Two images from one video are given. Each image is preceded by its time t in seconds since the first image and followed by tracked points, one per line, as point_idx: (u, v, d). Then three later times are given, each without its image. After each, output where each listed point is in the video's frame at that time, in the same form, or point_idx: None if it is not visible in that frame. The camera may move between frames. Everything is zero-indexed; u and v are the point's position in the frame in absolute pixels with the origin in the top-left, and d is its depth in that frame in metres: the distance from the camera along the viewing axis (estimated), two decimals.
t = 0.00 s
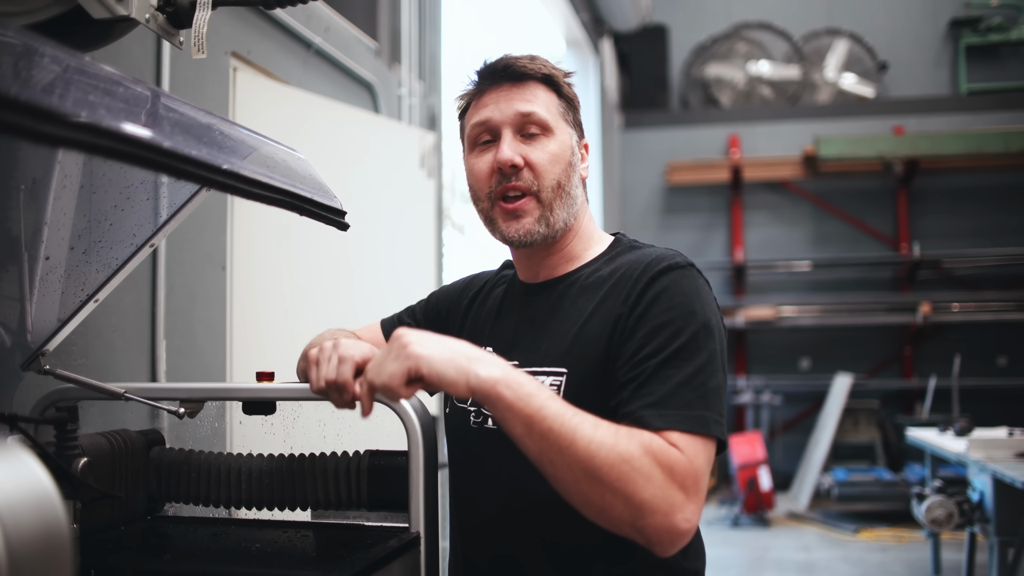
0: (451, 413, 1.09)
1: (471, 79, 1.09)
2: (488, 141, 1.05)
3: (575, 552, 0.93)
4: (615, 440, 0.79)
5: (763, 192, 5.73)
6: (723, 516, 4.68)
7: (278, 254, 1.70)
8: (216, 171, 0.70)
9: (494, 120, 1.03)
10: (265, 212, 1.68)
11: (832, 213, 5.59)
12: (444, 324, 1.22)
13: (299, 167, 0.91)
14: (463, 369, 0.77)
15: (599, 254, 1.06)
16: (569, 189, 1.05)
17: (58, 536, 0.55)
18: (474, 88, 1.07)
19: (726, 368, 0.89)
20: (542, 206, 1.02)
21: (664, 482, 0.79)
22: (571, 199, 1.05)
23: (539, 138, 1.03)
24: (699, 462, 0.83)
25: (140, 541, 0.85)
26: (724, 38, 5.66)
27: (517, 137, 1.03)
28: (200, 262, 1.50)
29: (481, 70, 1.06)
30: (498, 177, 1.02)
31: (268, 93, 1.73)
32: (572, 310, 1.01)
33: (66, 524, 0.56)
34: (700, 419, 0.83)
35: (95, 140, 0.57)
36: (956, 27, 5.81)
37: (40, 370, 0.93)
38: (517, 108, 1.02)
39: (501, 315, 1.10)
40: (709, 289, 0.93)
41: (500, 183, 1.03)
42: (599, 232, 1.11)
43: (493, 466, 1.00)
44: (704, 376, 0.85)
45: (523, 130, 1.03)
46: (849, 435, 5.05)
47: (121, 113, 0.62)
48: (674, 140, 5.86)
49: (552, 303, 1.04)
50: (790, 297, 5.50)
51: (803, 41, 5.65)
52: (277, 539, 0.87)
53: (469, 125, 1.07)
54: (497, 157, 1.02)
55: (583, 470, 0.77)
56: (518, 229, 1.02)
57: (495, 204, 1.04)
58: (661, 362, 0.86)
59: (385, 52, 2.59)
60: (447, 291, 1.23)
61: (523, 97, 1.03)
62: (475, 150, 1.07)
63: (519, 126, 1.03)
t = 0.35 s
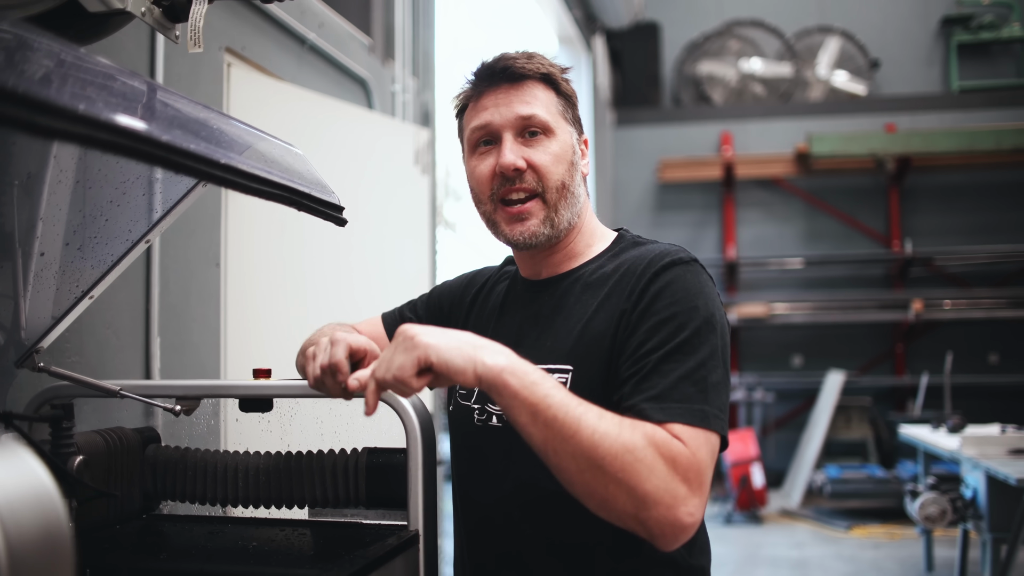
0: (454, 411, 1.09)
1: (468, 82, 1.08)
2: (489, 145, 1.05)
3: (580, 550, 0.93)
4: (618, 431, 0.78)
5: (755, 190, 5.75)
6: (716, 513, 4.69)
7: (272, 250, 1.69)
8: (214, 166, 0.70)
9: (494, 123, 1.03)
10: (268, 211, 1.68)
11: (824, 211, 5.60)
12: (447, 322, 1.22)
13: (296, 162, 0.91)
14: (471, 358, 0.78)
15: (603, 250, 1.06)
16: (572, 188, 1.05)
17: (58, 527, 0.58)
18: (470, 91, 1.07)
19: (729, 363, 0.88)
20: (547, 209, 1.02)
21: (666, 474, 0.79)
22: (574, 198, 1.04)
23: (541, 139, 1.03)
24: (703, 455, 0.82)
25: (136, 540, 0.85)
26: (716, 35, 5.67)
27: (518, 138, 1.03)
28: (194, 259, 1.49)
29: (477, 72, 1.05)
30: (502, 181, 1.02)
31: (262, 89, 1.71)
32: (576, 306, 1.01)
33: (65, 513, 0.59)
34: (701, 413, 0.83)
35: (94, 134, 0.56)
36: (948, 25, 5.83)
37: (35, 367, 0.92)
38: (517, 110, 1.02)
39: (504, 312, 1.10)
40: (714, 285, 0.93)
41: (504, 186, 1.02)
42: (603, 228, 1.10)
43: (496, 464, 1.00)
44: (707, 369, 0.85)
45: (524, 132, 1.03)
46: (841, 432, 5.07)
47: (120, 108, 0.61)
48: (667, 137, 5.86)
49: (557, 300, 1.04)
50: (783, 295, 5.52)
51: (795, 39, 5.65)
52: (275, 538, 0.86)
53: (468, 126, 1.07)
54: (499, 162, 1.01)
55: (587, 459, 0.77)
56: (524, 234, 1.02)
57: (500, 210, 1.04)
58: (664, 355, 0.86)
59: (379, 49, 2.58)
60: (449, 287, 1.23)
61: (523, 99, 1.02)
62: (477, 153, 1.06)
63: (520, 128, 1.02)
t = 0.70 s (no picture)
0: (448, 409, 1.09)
1: (460, 76, 1.09)
2: (479, 138, 1.05)
3: (571, 550, 0.94)
4: (607, 448, 0.79)
5: (742, 188, 5.78)
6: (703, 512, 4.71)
7: (262, 248, 1.68)
8: (210, 163, 0.69)
9: (484, 117, 1.03)
10: (266, 210, 1.69)
11: (810, 210, 5.64)
12: (441, 320, 1.23)
13: (289, 158, 0.90)
14: (455, 389, 0.78)
15: (592, 249, 1.06)
16: (560, 184, 1.05)
17: (60, 533, 0.60)
18: (462, 84, 1.07)
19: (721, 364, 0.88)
20: (533, 201, 1.02)
21: (660, 488, 0.80)
22: (562, 194, 1.04)
23: (530, 133, 1.03)
24: (697, 463, 0.83)
25: (128, 540, 0.84)
26: (703, 34, 5.69)
27: (508, 132, 1.03)
28: (183, 257, 1.48)
29: (470, 66, 1.05)
30: (490, 174, 1.02)
31: (252, 87, 1.70)
32: (566, 307, 1.01)
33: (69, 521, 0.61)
34: (695, 420, 0.83)
35: (90, 129, 0.56)
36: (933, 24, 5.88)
37: (25, 366, 0.91)
38: (507, 104, 1.02)
39: (496, 311, 1.10)
40: (704, 284, 0.93)
41: (492, 179, 1.02)
42: (593, 225, 1.11)
43: (489, 464, 1.01)
44: (699, 374, 0.85)
45: (513, 126, 1.03)
46: (827, 430, 5.11)
47: (116, 105, 0.60)
48: (654, 136, 5.88)
49: (547, 299, 1.04)
50: (769, 293, 5.55)
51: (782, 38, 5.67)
52: (269, 538, 0.86)
53: (459, 120, 1.07)
54: (488, 155, 1.01)
55: (578, 479, 0.78)
56: (511, 226, 1.02)
57: (488, 200, 1.04)
58: (654, 362, 0.86)
59: (367, 45, 2.56)
60: (442, 286, 1.24)
61: (513, 93, 1.02)
62: (466, 147, 1.06)
63: (509, 122, 1.03)
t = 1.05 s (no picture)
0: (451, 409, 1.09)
1: (477, 71, 1.08)
2: (489, 140, 1.05)
3: (572, 550, 0.94)
4: (621, 480, 0.80)
5: (731, 189, 5.81)
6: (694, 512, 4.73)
7: (256, 249, 1.67)
8: (214, 162, 0.69)
9: (495, 119, 1.03)
10: (263, 209, 1.69)
11: (800, 210, 5.67)
12: (441, 321, 1.22)
13: (290, 159, 0.90)
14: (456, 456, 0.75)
15: (600, 250, 1.07)
16: (569, 190, 1.04)
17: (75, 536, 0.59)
18: (478, 81, 1.07)
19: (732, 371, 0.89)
20: (539, 207, 1.02)
21: (680, 509, 0.81)
22: (570, 201, 1.04)
23: (541, 140, 1.03)
24: (711, 476, 0.84)
25: (127, 543, 0.83)
26: (693, 34, 5.70)
27: (518, 137, 1.03)
28: (178, 258, 1.47)
29: (487, 64, 1.05)
30: (497, 178, 1.02)
31: (245, 87, 1.69)
32: (571, 310, 1.01)
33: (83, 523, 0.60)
34: (715, 432, 0.84)
35: (97, 128, 0.56)
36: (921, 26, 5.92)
37: (22, 367, 0.91)
38: (518, 109, 1.01)
39: (499, 311, 1.10)
40: (712, 291, 0.94)
41: (498, 184, 1.03)
42: (600, 229, 1.11)
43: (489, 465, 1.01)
44: (713, 385, 0.86)
45: (524, 131, 1.02)
46: (817, 430, 5.14)
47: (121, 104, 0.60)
48: (644, 137, 5.89)
49: (553, 300, 1.04)
50: (759, 294, 5.58)
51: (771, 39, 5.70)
52: (269, 539, 0.86)
53: (473, 119, 1.07)
54: (496, 161, 1.02)
55: (599, 518, 0.80)
56: (514, 230, 1.03)
57: (492, 203, 1.05)
58: (669, 374, 0.86)
59: (361, 46, 2.56)
60: (442, 287, 1.24)
61: (527, 97, 1.02)
62: (478, 147, 1.07)
63: (520, 127, 1.02)
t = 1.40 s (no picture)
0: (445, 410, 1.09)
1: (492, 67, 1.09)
2: (494, 140, 1.06)
3: (562, 551, 0.94)
4: (575, 476, 0.80)
5: (716, 191, 5.85)
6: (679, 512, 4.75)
7: (246, 250, 1.67)
8: (214, 164, 0.70)
9: (499, 121, 1.04)
10: (254, 210, 1.69)
11: (784, 212, 5.72)
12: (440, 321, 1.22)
13: (287, 162, 0.91)
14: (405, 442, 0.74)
15: (601, 257, 1.08)
16: (567, 198, 1.04)
17: (84, 542, 0.56)
18: (491, 78, 1.08)
19: (717, 385, 0.89)
20: (535, 214, 1.03)
21: (630, 516, 0.80)
22: (568, 208, 1.04)
23: (541, 145, 1.03)
24: (664, 486, 0.83)
25: (120, 545, 0.83)
26: (678, 36, 5.73)
27: (518, 140, 1.03)
28: (168, 259, 1.47)
29: (498, 64, 1.05)
30: (495, 181, 1.04)
31: (234, 88, 1.68)
32: (568, 312, 1.02)
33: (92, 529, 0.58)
34: (683, 441, 0.84)
35: (100, 130, 0.56)
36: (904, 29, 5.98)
37: (15, 369, 0.90)
38: (521, 113, 1.02)
39: (497, 308, 1.11)
40: (709, 303, 0.95)
41: (496, 186, 1.05)
42: (605, 233, 1.12)
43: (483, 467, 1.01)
44: (693, 394, 0.86)
45: (525, 135, 1.03)
46: (801, 431, 5.19)
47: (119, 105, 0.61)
48: (629, 138, 5.93)
49: (551, 300, 1.05)
50: (744, 295, 5.62)
51: (756, 41, 5.73)
52: (263, 541, 0.86)
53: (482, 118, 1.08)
54: (494, 164, 1.03)
55: (547, 513, 0.79)
56: (509, 234, 1.05)
57: (491, 204, 1.07)
58: (651, 377, 0.87)
59: (349, 46, 2.56)
60: (440, 287, 1.24)
61: (530, 102, 1.02)
62: (485, 146, 1.08)
63: (521, 132, 1.03)
